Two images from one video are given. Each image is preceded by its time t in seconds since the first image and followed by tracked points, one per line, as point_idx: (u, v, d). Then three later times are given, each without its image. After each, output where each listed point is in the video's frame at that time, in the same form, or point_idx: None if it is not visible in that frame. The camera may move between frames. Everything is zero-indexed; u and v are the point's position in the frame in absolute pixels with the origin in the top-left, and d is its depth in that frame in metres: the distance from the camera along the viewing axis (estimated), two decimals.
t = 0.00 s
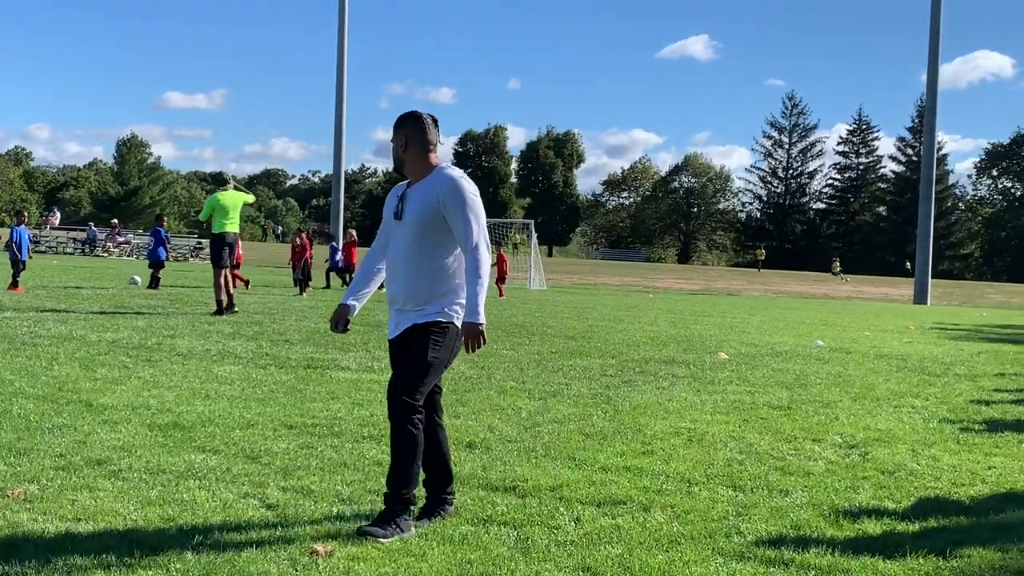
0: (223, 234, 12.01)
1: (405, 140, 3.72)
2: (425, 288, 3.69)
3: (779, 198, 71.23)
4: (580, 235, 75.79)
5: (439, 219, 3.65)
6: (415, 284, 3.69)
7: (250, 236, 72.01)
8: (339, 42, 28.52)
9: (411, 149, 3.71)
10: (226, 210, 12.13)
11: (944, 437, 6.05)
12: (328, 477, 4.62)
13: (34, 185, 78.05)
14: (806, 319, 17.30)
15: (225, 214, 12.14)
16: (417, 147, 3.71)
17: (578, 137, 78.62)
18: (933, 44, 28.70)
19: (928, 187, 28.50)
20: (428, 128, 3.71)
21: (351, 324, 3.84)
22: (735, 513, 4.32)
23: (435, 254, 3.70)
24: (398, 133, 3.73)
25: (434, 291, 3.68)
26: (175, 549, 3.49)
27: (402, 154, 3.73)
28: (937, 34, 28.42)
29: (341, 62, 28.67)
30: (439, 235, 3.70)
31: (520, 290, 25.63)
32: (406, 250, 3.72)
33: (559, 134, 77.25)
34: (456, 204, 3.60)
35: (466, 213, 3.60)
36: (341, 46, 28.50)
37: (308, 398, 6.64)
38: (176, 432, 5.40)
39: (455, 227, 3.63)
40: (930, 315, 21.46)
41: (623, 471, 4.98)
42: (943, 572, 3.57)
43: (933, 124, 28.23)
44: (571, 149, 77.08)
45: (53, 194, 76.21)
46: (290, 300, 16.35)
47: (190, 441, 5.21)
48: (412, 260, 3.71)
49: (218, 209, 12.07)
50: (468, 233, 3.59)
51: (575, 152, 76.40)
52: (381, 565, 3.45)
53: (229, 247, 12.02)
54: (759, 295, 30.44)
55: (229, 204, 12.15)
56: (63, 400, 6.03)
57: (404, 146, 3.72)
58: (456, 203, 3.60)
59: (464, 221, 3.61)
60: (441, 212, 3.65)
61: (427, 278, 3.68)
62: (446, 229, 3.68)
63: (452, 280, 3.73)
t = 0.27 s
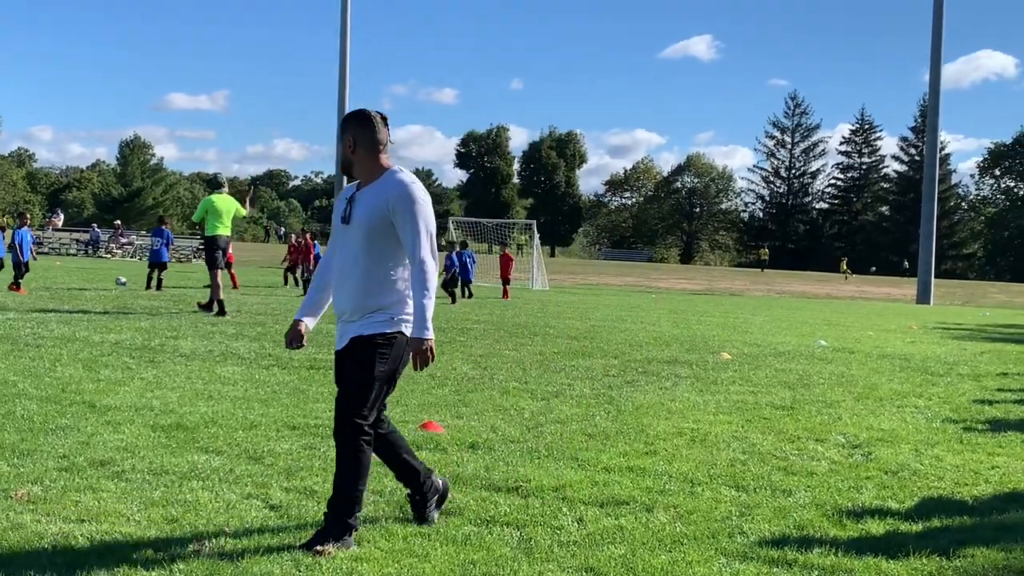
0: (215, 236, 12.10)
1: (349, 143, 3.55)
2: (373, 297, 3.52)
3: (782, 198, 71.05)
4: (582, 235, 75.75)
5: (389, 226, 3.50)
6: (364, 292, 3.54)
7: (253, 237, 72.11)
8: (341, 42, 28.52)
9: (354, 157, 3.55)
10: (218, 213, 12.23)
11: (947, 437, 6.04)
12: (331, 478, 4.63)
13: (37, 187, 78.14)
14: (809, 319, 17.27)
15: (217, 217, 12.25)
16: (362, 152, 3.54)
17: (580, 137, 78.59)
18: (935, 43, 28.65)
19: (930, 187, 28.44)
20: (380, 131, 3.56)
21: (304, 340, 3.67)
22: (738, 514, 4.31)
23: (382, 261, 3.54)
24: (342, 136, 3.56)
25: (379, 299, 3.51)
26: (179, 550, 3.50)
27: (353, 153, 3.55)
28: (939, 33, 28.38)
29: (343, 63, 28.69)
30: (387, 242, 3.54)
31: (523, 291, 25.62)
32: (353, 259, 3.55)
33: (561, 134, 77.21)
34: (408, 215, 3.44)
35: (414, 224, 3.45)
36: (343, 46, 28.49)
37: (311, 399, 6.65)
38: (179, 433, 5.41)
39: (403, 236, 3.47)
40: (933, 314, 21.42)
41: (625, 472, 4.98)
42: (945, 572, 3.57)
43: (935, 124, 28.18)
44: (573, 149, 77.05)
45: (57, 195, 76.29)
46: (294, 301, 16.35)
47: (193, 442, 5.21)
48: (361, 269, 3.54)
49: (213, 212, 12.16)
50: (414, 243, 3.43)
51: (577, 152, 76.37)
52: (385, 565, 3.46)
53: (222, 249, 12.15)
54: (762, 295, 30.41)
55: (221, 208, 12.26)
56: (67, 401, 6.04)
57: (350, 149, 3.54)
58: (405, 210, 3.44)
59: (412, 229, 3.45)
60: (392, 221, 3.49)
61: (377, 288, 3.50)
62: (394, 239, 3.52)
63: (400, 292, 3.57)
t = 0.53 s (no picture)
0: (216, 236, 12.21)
1: (285, 129, 3.28)
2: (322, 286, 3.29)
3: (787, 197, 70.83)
4: (587, 235, 75.72)
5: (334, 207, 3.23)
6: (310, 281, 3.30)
7: (258, 238, 72.29)
8: (346, 43, 28.55)
9: (293, 144, 3.29)
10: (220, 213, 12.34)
11: (953, 437, 6.02)
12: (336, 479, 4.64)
13: (44, 188, 78.44)
14: (815, 319, 17.22)
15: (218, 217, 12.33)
16: (302, 137, 3.28)
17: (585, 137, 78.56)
18: (941, 41, 28.56)
19: (936, 187, 28.33)
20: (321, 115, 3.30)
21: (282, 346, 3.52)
22: (743, 514, 4.31)
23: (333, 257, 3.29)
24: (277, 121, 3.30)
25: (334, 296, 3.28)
26: (185, 550, 3.52)
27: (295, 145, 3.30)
28: (944, 32, 28.30)
29: (348, 64, 28.73)
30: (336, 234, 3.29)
31: (528, 291, 25.62)
32: (303, 255, 3.31)
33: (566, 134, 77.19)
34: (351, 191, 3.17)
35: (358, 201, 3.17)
36: (349, 47, 28.53)
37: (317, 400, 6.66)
38: (185, 433, 5.42)
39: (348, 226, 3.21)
40: (939, 314, 21.33)
41: (631, 472, 4.98)
42: (951, 572, 3.56)
43: (941, 123, 28.09)
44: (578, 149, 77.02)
45: (63, 196, 76.58)
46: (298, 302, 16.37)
47: (199, 442, 5.23)
48: (310, 261, 3.30)
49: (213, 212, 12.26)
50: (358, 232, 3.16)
51: (582, 152, 76.35)
52: (391, 565, 3.46)
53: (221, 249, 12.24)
54: (767, 294, 30.34)
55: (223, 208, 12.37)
56: (73, 402, 6.06)
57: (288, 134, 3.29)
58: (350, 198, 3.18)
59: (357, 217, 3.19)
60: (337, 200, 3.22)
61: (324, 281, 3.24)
62: (342, 228, 3.26)
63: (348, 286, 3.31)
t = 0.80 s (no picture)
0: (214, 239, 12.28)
1: (217, 137, 3.01)
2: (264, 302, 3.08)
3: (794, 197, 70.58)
4: (594, 235, 75.71)
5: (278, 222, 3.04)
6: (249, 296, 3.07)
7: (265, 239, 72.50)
8: (353, 44, 28.63)
9: (228, 154, 3.03)
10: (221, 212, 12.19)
11: (961, 437, 6.00)
12: (343, 479, 4.66)
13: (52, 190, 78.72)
14: (822, 319, 17.19)
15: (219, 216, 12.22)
16: (238, 146, 3.03)
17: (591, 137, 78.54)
18: (948, 40, 28.44)
19: (944, 186, 28.21)
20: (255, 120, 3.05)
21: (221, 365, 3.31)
22: (751, 514, 4.31)
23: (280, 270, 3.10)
24: (207, 127, 3.01)
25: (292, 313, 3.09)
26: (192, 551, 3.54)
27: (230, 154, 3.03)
28: (952, 31, 28.19)
29: (355, 65, 28.81)
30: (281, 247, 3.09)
31: (534, 291, 25.63)
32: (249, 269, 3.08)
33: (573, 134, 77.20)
34: (302, 206, 3.01)
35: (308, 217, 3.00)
36: (355, 48, 28.61)
37: (324, 400, 6.68)
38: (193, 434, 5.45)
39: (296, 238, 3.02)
40: (947, 314, 21.24)
41: (637, 472, 4.99)
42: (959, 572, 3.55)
43: (948, 122, 27.97)
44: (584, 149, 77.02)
45: (71, 198, 76.94)
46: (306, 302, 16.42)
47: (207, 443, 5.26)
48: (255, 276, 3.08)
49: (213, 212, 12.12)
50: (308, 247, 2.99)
51: (589, 152, 76.36)
52: (398, 566, 3.48)
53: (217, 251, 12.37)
54: (774, 294, 30.29)
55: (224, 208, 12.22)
56: (80, 402, 6.10)
57: (222, 143, 3.02)
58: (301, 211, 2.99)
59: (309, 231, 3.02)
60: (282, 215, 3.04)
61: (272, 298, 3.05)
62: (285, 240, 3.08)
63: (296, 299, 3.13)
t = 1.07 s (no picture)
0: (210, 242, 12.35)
1: (154, 122, 2.76)
2: (200, 302, 2.84)
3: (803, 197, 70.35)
4: (602, 236, 75.70)
5: (223, 223, 2.82)
6: (182, 299, 2.85)
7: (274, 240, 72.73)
8: (360, 45, 28.73)
9: (165, 140, 2.78)
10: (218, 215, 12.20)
11: (970, 437, 6.00)
12: (352, 479, 4.67)
13: (62, 192, 79.16)
14: (830, 319, 17.17)
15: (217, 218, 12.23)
16: (175, 131, 2.78)
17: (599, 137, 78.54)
18: (957, 39, 28.33)
19: (953, 186, 28.12)
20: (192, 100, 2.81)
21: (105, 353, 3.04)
22: (760, 514, 4.31)
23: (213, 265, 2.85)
24: (143, 113, 2.76)
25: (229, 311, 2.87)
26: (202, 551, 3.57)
27: (166, 140, 2.78)
28: (961, 29, 28.06)
29: (363, 67, 28.89)
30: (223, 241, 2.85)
31: (542, 292, 25.66)
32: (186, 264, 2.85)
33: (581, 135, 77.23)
34: (257, 211, 2.78)
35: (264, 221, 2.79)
36: (363, 49, 28.70)
37: (333, 400, 6.71)
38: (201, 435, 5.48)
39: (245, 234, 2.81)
40: (957, 314, 21.16)
41: (646, 473, 4.99)
42: (969, 573, 3.55)
43: (958, 121, 27.84)
44: (592, 149, 77.04)
45: (82, 199, 77.46)
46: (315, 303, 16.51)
47: (216, 444, 5.29)
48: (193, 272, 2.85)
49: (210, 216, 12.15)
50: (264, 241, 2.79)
51: (597, 152, 76.39)
52: (406, 566, 3.49)
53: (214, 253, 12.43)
54: (782, 295, 30.24)
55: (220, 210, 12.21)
56: (91, 403, 6.14)
57: (158, 129, 2.77)
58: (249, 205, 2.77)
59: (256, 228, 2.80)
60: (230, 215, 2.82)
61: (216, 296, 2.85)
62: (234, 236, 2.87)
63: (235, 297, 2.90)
